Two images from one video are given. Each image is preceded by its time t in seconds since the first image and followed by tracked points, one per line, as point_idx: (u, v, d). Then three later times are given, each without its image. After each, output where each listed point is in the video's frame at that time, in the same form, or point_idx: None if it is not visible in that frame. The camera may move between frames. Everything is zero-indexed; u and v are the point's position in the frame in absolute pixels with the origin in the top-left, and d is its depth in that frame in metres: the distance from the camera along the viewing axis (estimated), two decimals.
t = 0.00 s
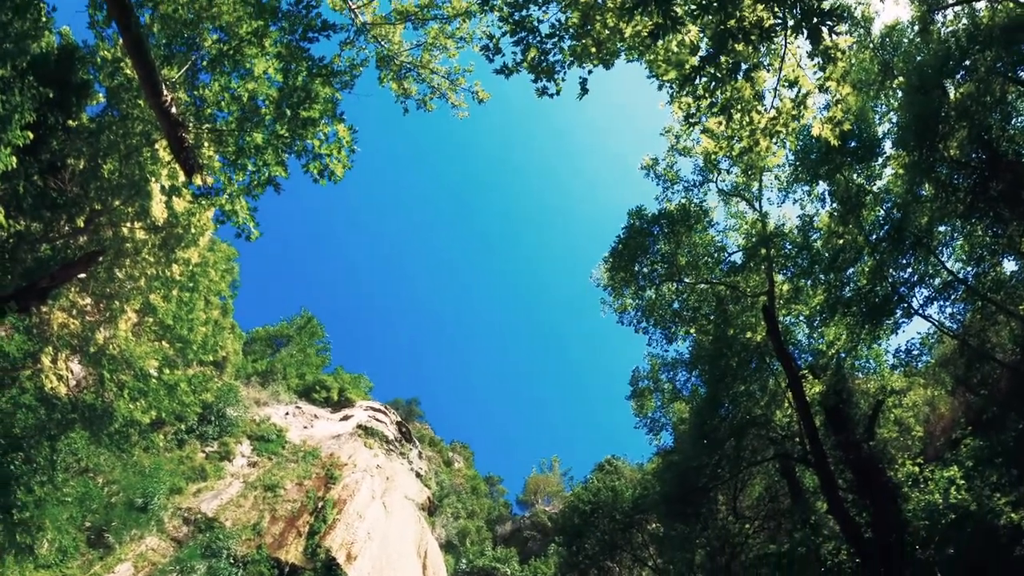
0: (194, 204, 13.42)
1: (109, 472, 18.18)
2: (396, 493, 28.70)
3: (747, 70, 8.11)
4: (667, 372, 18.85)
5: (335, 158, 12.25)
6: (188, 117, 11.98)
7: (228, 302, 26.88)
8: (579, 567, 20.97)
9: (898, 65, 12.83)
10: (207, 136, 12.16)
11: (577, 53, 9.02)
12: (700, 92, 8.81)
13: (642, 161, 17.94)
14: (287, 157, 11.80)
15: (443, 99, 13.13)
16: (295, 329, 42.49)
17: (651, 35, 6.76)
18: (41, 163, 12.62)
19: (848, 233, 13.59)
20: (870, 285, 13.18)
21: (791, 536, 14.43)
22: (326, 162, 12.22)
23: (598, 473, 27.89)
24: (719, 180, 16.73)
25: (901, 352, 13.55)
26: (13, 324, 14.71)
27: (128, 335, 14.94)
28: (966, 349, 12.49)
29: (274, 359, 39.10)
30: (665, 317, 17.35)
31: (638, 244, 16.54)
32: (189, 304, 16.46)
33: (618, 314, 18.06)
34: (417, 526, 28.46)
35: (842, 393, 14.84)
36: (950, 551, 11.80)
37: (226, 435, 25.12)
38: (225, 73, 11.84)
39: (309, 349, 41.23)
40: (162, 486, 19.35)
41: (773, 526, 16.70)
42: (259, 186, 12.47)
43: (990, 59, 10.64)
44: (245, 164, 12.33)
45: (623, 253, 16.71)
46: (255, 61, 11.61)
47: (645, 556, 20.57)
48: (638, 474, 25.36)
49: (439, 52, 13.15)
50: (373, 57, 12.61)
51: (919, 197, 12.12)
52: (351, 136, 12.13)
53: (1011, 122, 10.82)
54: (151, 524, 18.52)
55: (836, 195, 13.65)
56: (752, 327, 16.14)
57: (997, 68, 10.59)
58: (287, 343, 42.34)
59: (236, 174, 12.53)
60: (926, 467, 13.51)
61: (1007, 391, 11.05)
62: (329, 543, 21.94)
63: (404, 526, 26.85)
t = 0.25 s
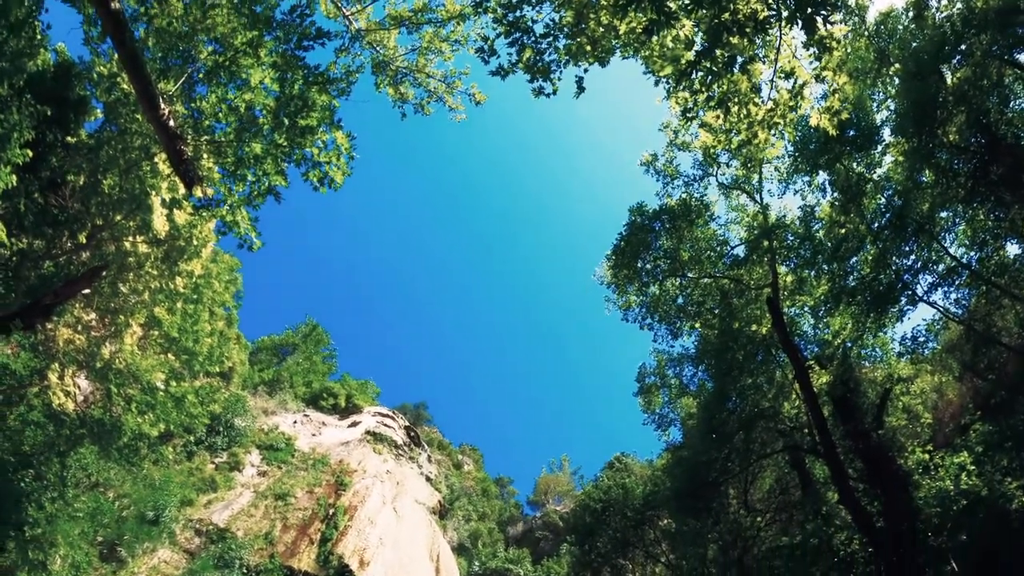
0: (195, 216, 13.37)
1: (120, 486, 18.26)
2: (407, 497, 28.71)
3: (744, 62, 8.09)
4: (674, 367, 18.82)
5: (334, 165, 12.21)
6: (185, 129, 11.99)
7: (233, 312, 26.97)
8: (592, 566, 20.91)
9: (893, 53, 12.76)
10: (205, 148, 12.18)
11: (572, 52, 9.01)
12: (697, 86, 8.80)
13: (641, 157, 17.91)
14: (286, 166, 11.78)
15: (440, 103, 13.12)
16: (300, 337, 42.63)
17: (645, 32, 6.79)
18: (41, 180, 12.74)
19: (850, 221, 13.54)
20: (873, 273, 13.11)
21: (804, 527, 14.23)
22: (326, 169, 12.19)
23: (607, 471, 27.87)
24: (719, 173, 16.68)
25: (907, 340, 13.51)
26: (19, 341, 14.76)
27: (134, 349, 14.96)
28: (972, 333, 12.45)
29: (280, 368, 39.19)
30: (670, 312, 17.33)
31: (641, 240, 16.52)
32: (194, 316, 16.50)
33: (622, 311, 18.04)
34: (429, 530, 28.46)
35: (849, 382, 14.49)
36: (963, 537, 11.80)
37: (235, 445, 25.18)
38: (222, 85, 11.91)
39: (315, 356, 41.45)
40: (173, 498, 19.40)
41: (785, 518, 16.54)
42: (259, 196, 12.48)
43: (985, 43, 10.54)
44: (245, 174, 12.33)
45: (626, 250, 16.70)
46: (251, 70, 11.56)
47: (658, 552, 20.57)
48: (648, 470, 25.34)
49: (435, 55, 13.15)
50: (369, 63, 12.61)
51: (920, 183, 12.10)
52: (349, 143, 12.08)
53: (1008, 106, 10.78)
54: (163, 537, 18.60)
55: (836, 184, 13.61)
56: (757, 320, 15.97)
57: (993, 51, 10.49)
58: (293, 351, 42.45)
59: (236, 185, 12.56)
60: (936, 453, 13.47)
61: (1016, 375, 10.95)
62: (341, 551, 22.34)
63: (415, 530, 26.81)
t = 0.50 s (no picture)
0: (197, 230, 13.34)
1: (132, 502, 18.32)
2: (419, 502, 28.71)
3: (738, 54, 8.07)
4: (681, 362, 18.77)
5: (334, 174, 12.20)
6: (184, 144, 11.89)
7: (238, 324, 27.04)
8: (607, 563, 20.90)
9: (887, 38, 12.65)
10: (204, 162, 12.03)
11: (566, 51, 9.04)
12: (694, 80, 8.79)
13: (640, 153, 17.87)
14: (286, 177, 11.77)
15: (437, 107, 13.13)
16: (306, 346, 42.75)
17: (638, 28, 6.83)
18: (42, 201, 12.83)
19: (852, 208, 13.49)
20: (877, 259, 13.08)
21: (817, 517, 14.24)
22: (326, 178, 12.19)
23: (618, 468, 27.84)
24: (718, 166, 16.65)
25: (913, 324, 13.43)
26: (27, 362, 14.83)
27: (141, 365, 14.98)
28: (978, 316, 12.39)
29: (288, 378, 39.28)
30: (675, 307, 17.30)
31: (643, 236, 16.50)
32: (200, 329, 16.65)
33: (627, 308, 18.02)
34: (443, 534, 28.44)
35: (857, 369, 14.40)
36: (978, 520, 11.23)
37: (246, 457, 25.25)
38: (219, 98, 11.88)
39: (322, 365, 41.56)
40: (186, 512, 19.43)
41: (799, 508, 16.38)
42: (261, 208, 12.48)
43: (979, 24, 10.46)
44: (245, 187, 12.34)
45: (628, 247, 16.67)
46: (247, 83, 11.69)
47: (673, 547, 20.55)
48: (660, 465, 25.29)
49: (429, 60, 13.16)
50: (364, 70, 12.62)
51: (920, 167, 12.08)
52: (348, 151, 12.07)
53: (1005, 86, 10.79)
54: (178, 551, 18.62)
55: (837, 172, 13.57)
56: (762, 311, 16.02)
57: (987, 32, 10.43)
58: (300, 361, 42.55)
59: (237, 198, 12.52)
60: (948, 438, 13.40)
61: None
62: (356, 558, 22.24)
63: (429, 535, 26.76)
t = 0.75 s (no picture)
0: (200, 242, 13.36)
1: (144, 515, 18.40)
2: (430, 506, 28.73)
3: (734, 46, 8.04)
4: (687, 356, 18.76)
5: (334, 181, 12.18)
6: (183, 157, 11.90)
7: (244, 334, 27.13)
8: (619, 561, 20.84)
9: (882, 24, 12.50)
10: (205, 174, 12.04)
11: (562, 51, 8.99)
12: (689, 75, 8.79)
13: (638, 149, 17.86)
14: (285, 185, 11.77)
15: (434, 110, 13.15)
16: (313, 354, 42.88)
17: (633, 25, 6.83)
18: (43, 219, 12.91)
19: (853, 197, 13.47)
20: (880, 246, 13.03)
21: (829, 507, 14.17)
22: (326, 186, 12.16)
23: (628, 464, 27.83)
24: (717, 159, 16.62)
25: (919, 311, 13.45)
26: (34, 379, 14.87)
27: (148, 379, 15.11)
28: (983, 300, 12.34)
29: (295, 387, 39.39)
30: (679, 302, 17.30)
31: (644, 232, 16.51)
32: (206, 341, 16.79)
33: (632, 304, 18.02)
34: (455, 537, 28.42)
35: (864, 357, 14.38)
36: (990, 505, 11.04)
37: (256, 466, 25.33)
38: (216, 109, 11.88)
39: (329, 372, 41.67)
40: (198, 523, 19.45)
41: (810, 498, 16.32)
42: (262, 219, 12.44)
43: (973, 8, 10.38)
44: (245, 198, 12.28)
45: (630, 244, 16.67)
46: (243, 93, 11.66)
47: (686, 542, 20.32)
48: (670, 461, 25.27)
49: (425, 64, 13.17)
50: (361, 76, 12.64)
51: (919, 152, 12.05)
52: (347, 158, 12.06)
53: (1001, 70, 10.75)
54: (191, 563, 18.54)
55: (836, 161, 13.54)
56: (766, 304, 15.83)
57: (981, 15, 10.36)
58: (306, 369, 42.67)
59: (238, 209, 12.49)
60: (957, 423, 13.34)
61: None
62: (369, 563, 22.37)
63: (442, 539, 26.69)
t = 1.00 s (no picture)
0: (203, 254, 13.41)
1: (158, 529, 18.49)
2: (443, 509, 28.74)
3: (730, 38, 8.01)
4: (694, 349, 18.72)
5: (334, 188, 12.18)
6: (183, 170, 11.93)
7: (251, 344, 27.23)
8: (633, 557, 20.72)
9: (877, 9, 12.38)
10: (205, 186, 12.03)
11: (557, 49, 8.95)
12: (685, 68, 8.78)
13: (638, 144, 17.85)
14: (286, 195, 11.79)
15: (432, 114, 13.16)
16: (320, 361, 43.03)
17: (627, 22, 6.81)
18: (47, 237, 12.90)
19: (854, 183, 13.41)
20: (883, 232, 13.01)
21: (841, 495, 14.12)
22: (326, 194, 12.15)
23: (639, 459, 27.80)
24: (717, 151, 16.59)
25: (924, 295, 13.38)
26: (43, 397, 14.95)
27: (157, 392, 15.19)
28: (989, 281, 12.27)
29: (304, 394, 39.51)
30: (684, 295, 17.28)
31: (647, 227, 16.50)
32: (212, 353, 16.78)
33: (637, 299, 18.01)
34: (469, 539, 28.43)
35: (871, 344, 14.30)
36: (1002, 488, 10.66)
37: (268, 475, 25.41)
38: (214, 121, 11.83)
39: (337, 379, 41.78)
40: (212, 535, 19.51)
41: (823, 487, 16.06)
42: (264, 228, 12.40)
43: None
44: (246, 209, 12.25)
45: (633, 239, 16.68)
46: (241, 104, 11.70)
47: (700, 536, 20.18)
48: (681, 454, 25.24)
49: (421, 67, 13.18)
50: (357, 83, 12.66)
51: (919, 136, 11.99)
52: (346, 165, 12.04)
53: (998, 51, 10.63)
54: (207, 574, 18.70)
55: (836, 148, 13.50)
56: (772, 294, 15.97)
57: None
58: (314, 377, 42.79)
59: (240, 220, 12.40)
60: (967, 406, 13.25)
61: None
62: (383, 569, 22.53)
63: (456, 543, 26.64)
